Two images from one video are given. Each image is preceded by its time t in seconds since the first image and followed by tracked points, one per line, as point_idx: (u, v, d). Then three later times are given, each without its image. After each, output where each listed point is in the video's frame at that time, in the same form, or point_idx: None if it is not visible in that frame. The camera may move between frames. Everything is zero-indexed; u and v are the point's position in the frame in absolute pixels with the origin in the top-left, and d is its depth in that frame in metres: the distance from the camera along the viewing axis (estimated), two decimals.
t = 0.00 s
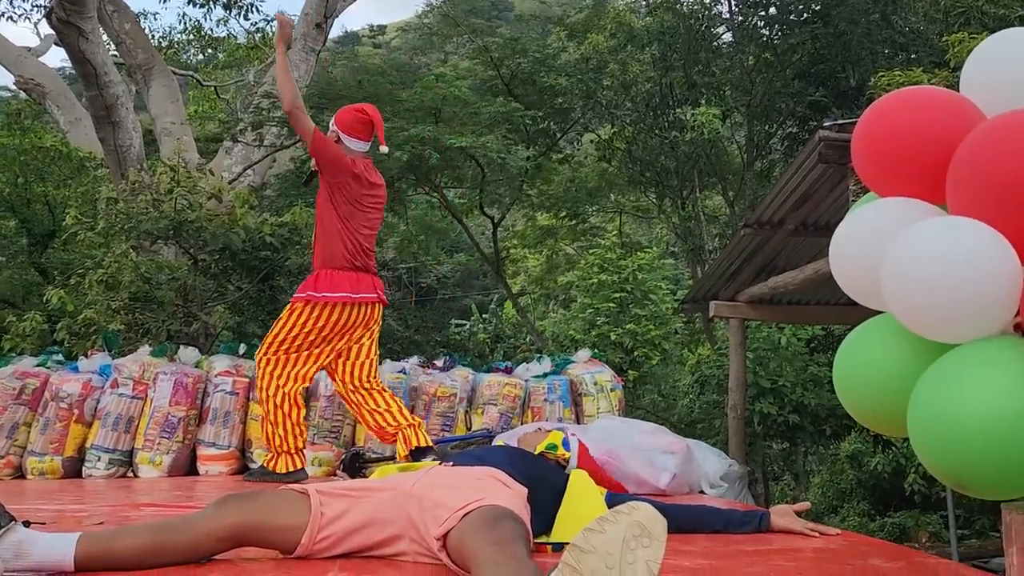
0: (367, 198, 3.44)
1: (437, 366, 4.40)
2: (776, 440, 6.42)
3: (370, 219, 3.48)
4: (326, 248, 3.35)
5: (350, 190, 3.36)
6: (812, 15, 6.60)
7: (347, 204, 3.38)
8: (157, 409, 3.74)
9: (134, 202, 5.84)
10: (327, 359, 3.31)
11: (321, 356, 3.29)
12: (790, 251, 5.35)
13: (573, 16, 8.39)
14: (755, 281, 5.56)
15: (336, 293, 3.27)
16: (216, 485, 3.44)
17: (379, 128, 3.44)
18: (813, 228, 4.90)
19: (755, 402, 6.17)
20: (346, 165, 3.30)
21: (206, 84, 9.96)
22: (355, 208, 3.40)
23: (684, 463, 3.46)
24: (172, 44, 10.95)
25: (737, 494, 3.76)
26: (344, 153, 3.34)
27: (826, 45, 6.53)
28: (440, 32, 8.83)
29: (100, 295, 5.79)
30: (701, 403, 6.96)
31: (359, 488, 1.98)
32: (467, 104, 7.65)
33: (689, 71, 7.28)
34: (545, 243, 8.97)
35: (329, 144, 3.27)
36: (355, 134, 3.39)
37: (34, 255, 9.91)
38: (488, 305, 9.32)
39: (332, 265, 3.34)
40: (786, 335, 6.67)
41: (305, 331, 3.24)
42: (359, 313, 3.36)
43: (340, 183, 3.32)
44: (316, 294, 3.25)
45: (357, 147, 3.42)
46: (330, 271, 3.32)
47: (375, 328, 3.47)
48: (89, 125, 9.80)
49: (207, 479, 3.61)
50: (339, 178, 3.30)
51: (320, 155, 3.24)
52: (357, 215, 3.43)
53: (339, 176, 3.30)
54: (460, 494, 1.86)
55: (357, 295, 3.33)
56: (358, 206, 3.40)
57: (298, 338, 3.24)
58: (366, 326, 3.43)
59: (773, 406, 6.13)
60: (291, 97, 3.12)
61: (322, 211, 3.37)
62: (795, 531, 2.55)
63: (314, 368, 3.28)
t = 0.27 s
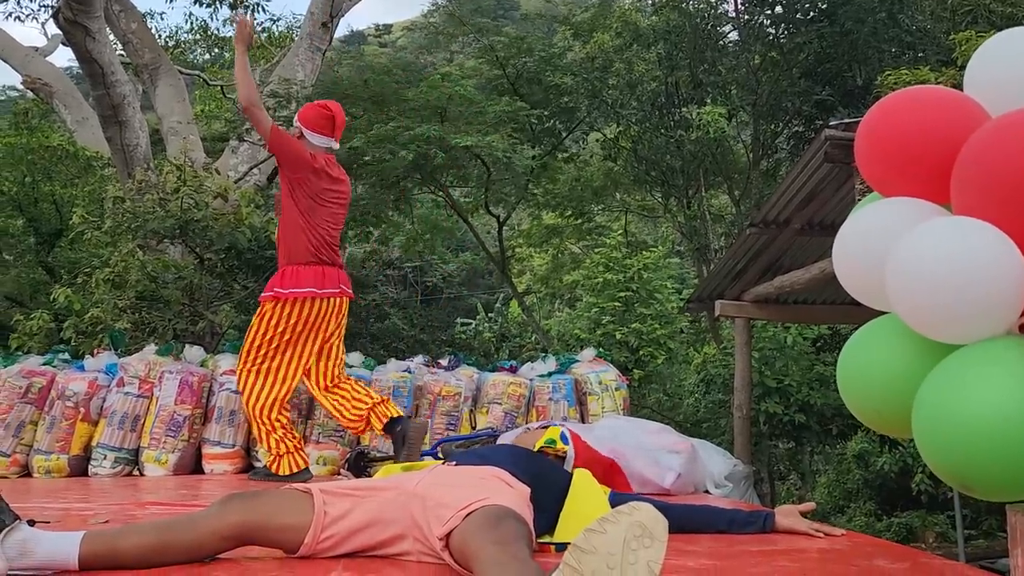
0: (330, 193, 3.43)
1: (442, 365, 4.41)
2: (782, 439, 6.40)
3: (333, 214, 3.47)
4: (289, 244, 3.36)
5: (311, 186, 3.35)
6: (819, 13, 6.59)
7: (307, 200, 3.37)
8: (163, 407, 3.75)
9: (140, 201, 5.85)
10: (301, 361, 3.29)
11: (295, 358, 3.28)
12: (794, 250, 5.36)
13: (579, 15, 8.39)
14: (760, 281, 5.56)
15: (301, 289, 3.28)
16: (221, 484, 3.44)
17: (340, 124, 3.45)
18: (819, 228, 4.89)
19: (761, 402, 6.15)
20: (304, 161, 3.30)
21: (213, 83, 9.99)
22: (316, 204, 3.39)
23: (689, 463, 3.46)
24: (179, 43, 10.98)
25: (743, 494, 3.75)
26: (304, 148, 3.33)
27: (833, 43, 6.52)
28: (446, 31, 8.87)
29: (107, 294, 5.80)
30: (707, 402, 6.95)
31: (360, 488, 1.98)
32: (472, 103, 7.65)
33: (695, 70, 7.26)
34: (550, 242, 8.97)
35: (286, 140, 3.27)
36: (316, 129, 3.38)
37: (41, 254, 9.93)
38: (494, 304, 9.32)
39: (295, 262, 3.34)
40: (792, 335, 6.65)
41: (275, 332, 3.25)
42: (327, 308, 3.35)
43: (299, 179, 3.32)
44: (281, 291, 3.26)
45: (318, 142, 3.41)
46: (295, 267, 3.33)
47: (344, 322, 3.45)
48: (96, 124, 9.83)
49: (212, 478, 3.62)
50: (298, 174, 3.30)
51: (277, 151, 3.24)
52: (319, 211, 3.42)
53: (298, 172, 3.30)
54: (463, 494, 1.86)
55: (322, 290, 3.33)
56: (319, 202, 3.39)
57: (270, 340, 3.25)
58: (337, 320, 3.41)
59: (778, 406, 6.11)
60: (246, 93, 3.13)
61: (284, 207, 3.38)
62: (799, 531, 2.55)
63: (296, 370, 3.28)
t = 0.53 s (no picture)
0: (316, 165, 3.38)
1: (449, 365, 4.42)
2: (789, 439, 6.38)
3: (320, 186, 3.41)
4: (278, 219, 3.31)
5: (295, 158, 3.30)
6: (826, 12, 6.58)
7: (291, 173, 3.32)
8: (171, 408, 3.76)
9: (148, 202, 5.87)
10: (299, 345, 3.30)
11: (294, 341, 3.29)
12: (803, 250, 5.34)
13: (586, 15, 8.38)
14: (768, 280, 5.54)
15: (295, 264, 3.24)
16: (229, 484, 3.45)
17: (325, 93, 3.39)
18: (827, 227, 4.88)
19: (769, 402, 6.13)
20: (285, 132, 3.25)
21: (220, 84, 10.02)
22: (301, 178, 3.34)
23: (696, 464, 3.46)
24: (187, 45, 11.02)
25: (750, 495, 3.75)
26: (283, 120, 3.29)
27: (841, 42, 6.49)
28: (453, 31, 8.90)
29: (115, 294, 5.81)
30: (714, 402, 6.94)
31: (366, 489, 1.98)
32: (479, 104, 7.66)
33: (702, 69, 7.25)
34: (557, 242, 8.96)
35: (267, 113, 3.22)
36: (298, 100, 3.34)
37: (50, 255, 9.97)
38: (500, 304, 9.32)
39: (284, 236, 3.29)
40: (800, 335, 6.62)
41: (278, 314, 3.22)
42: (318, 283, 3.33)
43: (283, 151, 3.27)
44: (274, 266, 3.22)
45: (304, 115, 3.37)
46: (287, 241, 3.28)
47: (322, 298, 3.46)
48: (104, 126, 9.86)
49: (220, 478, 3.63)
50: (280, 146, 3.25)
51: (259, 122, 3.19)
52: (305, 183, 3.37)
53: (280, 144, 3.25)
54: (472, 495, 1.86)
55: (316, 265, 3.30)
56: (303, 174, 3.34)
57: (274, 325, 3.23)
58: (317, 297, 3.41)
59: (786, 406, 6.09)
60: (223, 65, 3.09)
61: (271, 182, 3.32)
62: (807, 532, 2.55)
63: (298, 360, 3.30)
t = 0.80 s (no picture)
0: (307, 160, 3.35)
1: (457, 366, 4.42)
2: (798, 440, 6.37)
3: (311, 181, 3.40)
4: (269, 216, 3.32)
5: (285, 156, 3.27)
6: (835, 11, 6.56)
7: (282, 169, 3.30)
8: (180, 408, 3.77)
9: (157, 203, 5.89)
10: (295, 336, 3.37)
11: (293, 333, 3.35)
12: (811, 250, 5.32)
13: (593, 14, 8.37)
14: (777, 280, 5.52)
15: (290, 261, 3.26)
16: (237, 484, 3.46)
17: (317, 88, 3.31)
18: (836, 227, 4.86)
19: (778, 403, 6.11)
20: (275, 131, 3.21)
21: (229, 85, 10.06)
22: (291, 174, 3.32)
23: (705, 464, 3.45)
24: (196, 46, 11.07)
25: (759, 495, 3.73)
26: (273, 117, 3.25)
27: (850, 42, 6.45)
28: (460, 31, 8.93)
29: (125, 295, 5.83)
30: (723, 403, 6.92)
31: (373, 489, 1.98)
32: (486, 104, 7.66)
33: (710, 69, 7.24)
34: (565, 242, 8.95)
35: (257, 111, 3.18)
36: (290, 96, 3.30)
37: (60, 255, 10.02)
38: (508, 304, 9.32)
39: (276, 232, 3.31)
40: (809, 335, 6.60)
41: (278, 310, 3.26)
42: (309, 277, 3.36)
43: (272, 149, 3.24)
44: (270, 261, 3.25)
45: (293, 110, 3.33)
46: (281, 238, 3.31)
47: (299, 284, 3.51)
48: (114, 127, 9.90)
49: (229, 478, 3.64)
50: (271, 145, 3.22)
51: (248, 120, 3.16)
52: (296, 179, 3.35)
53: (270, 142, 3.22)
54: (479, 496, 1.86)
55: (309, 260, 3.32)
56: (294, 170, 3.32)
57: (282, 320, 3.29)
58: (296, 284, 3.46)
59: (795, 407, 6.08)
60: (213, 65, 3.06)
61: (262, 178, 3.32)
62: (816, 533, 2.54)
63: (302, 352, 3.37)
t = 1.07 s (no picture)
0: (294, 177, 3.38)
1: (466, 366, 4.42)
2: (807, 440, 6.34)
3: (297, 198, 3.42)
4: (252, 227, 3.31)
5: (273, 170, 3.29)
6: (845, 10, 6.55)
7: (268, 184, 3.31)
8: (190, 408, 3.78)
9: (167, 203, 5.91)
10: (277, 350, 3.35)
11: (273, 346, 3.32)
12: (820, 250, 5.31)
13: (601, 14, 8.36)
14: (786, 279, 5.51)
15: (267, 271, 3.24)
16: (247, 484, 3.46)
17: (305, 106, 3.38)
18: (846, 227, 4.85)
19: (787, 403, 6.09)
20: (266, 145, 3.24)
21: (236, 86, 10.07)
22: (278, 189, 3.34)
23: (714, 465, 3.45)
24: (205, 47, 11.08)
25: (768, 496, 3.72)
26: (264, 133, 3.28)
27: (859, 41, 6.44)
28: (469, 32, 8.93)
29: (135, 295, 5.84)
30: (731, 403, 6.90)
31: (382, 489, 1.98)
32: (494, 104, 7.65)
33: (719, 68, 7.22)
34: (573, 242, 8.93)
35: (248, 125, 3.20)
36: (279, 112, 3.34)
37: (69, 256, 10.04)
38: (516, 304, 9.31)
39: (258, 245, 3.29)
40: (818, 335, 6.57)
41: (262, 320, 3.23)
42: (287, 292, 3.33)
43: (260, 163, 3.26)
44: (247, 272, 3.22)
45: (281, 126, 3.37)
46: (260, 250, 3.28)
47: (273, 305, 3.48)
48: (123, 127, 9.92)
49: (238, 477, 3.65)
50: (260, 158, 3.24)
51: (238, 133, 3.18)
52: (282, 194, 3.37)
53: (260, 155, 3.24)
54: (490, 498, 1.86)
55: (287, 273, 3.30)
56: (282, 187, 3.35)
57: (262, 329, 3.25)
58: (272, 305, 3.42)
59: (804, 407, 6.05)
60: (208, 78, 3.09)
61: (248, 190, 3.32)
62: (827, 533, 2.53)
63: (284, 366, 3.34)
